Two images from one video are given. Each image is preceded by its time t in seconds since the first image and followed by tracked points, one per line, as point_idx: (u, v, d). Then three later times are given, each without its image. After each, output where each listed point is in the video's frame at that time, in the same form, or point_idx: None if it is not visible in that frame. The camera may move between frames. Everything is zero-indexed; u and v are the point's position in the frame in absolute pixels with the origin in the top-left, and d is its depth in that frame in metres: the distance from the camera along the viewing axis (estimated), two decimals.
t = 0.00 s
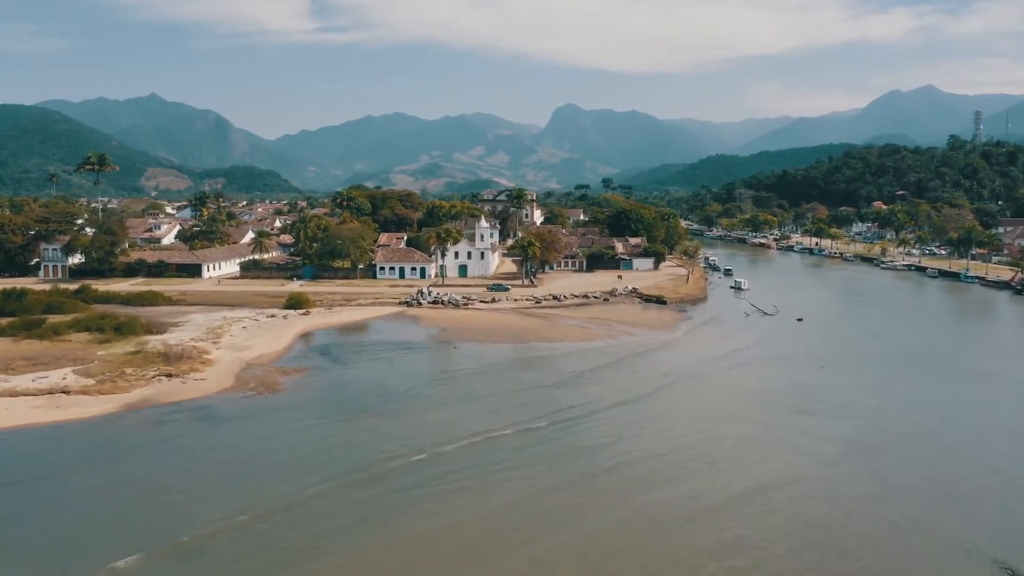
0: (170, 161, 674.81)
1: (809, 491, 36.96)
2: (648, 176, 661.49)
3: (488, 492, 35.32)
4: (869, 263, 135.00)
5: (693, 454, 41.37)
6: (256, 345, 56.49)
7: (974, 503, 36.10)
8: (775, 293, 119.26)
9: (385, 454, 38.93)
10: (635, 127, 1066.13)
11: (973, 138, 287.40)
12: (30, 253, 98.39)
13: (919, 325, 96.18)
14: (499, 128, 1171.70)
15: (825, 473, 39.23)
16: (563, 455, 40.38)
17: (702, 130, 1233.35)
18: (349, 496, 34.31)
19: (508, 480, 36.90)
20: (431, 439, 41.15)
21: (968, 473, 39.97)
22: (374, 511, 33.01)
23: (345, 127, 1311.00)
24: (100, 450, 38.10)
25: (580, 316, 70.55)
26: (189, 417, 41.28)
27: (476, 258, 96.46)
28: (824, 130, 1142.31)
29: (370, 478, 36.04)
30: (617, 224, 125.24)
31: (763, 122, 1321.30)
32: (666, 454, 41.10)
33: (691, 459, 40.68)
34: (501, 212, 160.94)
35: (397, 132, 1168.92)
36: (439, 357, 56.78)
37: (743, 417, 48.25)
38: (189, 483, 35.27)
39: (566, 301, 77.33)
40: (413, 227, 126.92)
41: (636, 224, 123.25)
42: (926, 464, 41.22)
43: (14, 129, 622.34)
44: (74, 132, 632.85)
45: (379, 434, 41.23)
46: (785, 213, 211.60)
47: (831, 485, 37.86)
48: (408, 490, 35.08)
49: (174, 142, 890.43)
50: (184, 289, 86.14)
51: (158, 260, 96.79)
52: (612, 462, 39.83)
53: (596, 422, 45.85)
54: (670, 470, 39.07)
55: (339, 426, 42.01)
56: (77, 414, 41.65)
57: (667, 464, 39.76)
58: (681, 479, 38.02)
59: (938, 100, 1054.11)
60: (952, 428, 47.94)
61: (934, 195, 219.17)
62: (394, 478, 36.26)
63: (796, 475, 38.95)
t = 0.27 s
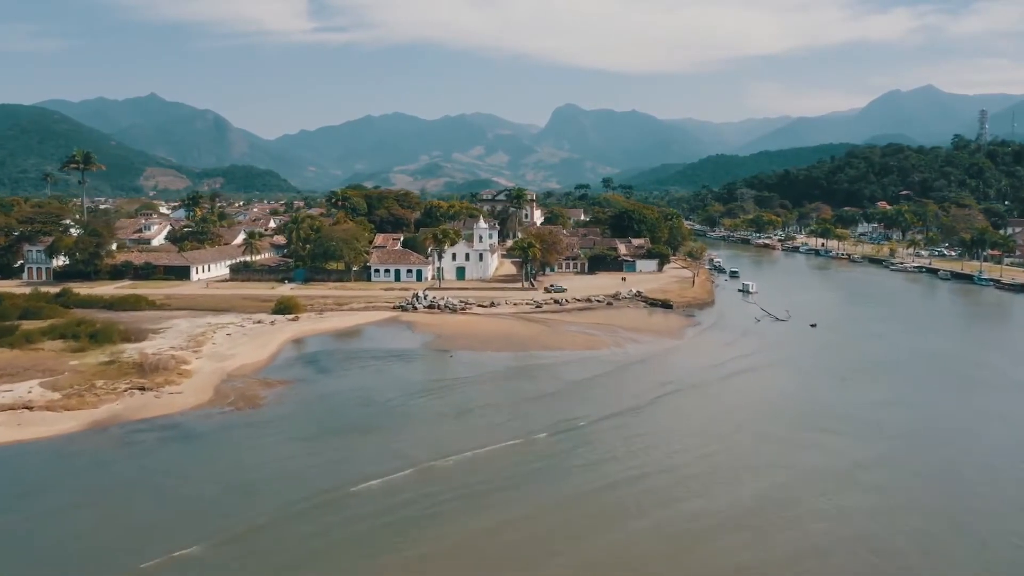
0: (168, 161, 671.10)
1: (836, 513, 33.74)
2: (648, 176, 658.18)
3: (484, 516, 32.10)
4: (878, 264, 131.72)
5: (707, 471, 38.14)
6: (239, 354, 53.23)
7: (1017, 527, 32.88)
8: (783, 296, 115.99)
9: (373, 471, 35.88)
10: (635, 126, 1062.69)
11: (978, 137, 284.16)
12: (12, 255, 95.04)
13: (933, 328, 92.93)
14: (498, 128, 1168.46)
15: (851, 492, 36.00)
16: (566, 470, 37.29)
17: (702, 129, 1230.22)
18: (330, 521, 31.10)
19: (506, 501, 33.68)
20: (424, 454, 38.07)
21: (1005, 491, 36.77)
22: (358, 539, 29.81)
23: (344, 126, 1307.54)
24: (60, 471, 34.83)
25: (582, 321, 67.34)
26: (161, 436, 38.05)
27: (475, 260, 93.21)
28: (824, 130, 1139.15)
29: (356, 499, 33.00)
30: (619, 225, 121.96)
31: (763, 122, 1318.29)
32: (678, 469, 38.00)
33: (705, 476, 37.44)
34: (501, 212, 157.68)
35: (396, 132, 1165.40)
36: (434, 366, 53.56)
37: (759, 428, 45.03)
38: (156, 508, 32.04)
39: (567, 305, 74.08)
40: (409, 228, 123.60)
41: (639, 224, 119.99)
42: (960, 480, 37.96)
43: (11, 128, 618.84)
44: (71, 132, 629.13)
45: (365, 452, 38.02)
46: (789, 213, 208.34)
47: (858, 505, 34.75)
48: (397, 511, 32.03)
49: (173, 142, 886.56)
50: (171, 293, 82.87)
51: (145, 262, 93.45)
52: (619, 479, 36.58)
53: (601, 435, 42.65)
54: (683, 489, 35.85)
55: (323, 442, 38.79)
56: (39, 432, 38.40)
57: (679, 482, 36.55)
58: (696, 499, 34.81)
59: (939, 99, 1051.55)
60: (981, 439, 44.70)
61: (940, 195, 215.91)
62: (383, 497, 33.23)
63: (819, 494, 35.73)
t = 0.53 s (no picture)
0: (166, 161, 667.50)
1: (872, 540, 30.27)
2: (648, 175, 655.08)
3: (480, 545, 28.61)
4: (888, 266, 128.31)
5: (725, 489, 34.68)
6: (220, 364, 49.83)
7: None
8: (791, 298, 112.52)
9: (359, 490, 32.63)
10: (635, 126, 1059.70)
11: (983, 136, 280.83)
12: None
13: (950, 332, 89.48)
14: (498, 128, 1165.27)
15: (886, 514, 32.50)
16: (572, 486, 34.07)
17: (702, 129, 1226.92)
18: (307, 552, 27.60)
19: (504, 526, 30.18)
20: (416, 472, 34.79)
21: None
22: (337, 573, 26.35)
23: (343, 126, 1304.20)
24: (10, 497, 31.35)
25: (585, 326, 64.02)
26: (125, 458, 34.58)
27: (472, 262, 89.89)
28: (824, 130, 1136.07)
29: (336, 524, 29.52)
30: (622, 226, 118.67)
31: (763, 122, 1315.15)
32: (693, 485, 34.71)
33: (724, 495, 33.98)
34: (500, 213, 154.30)
35: (395, 132, 1162.11)
36: (428, 376, 50.11)
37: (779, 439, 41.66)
38: (112, 539, 28.55)
39: (569, 309, 70.65)
40: (406, 229, 120.21)
41: (641, 225, 116.69)
42: (1002, 498, 34.50)
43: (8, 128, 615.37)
44: (69, 132, 625.61)
45: (349, 471, 34.53)
46: (793, 213, 205.06)
47: (896, 528, 31.41)
48: (382, 540, 28.55)
49: (172, 142, 882.83)
50: (156, 297, 79.49)
51: (130, 264, 90.01)
52: (629, 500, 33.15)
53: (608, 450, 39.19)
54: (701, 511, 32.37)
55: (304, 461, 35.33)
56: None
57: (695, 503, 33.07)
58: (715, 523, 31.34)
59: (939, 99, 1049.43)
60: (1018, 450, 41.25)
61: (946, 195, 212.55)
62: (370, 519, 29.95)
63: (852, 517, 32.25)
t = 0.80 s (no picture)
0: (165, 161, 663.79)
1: None
2: (649, 175, 652.03)
3: None
4: (898, 268, 124.80)
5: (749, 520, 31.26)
6: (199, 376, 46.39)
7: None
8: (800, 301, 109.10)
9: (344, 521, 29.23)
10: (635, 126, 1056.53)
11: (988, 135, 277.53)
12: None
13: (968, 337, 86.06)
14: (497, 128, 1161.90)
15: (929, 553, 29.15)
16: (581, 515, 30.59)
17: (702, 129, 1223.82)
18: None
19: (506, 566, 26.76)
20: (410, 499, 31.43)
21: None
22: None
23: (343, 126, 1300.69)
24: None
25: (590, 333, 60.57)
26: (84, 485, 31.14)
27: (471, 264, 86.44)
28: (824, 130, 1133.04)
29: (317, 563, 26.10)
30: (625, 227, 115.23)
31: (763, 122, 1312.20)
32: (716, 514, 31.31)
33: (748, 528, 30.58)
34: (499, 213, 150.95)
35: (395, 132, 1158.47)
36: (423, 387, 46.70)
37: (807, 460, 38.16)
38: None
39: (572, 315, 67.19)
40: (402, 230, 116.74)
41: (645, 226, 113.25)
42: None
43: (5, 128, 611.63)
44: (66, 132, 622.01)
45: (333, 498, 31.13)
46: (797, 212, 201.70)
47: (950, 570, 28.00)
48: None
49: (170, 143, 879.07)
50: (140, 301, 76.04)
51: (115, 267, 86.55)
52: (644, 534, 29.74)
53: (618, 473, 35.79)
54: (725, 547, 28.95)
55: (283, 487, 31.91)
56: None
57: (718, 536, 29.70)
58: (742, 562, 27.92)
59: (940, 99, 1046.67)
60: None
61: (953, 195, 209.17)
62: (357, 554, 26.49)
63: (892, 555, 28.86)
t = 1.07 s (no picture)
0: (162, 161, 659.63)
1: None
2: (649, 175, 649.19)
3: None
4: (909, 270, 121.56)
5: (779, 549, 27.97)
6: (175, 390, 43.04)
7: None
8: (810, 304, 105.74)
9: (326, 560, 25.82)
10: (635, 126, 1053.43)
11: (993, 134, 274.39)
12: None
13: (986, 342, 82.81)
14: (497, 128, 1158.50)
15: None
16: (592, 550, 27.29)
17: (702, 130, 1220.76)
18: None
19: None
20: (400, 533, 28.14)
21: None
22: None
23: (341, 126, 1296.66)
24: None
25: (595, 340, 57.18)
26: (37, 523, 27.86)
27: (469, 267, 83.09)
28: (825, 130, 1129.90)
29: None
30: (628, 227, 111.89)
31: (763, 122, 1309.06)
32: (744, 545, 27.99)
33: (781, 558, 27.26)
34: (499, 213, 147.73)
35: (394, 132, 1154.82)
36: (417, 399, 43.48)
37: (841, 478, 34.74)
38: None
39: (575, 320, 63.91)
40: (399, 231, 113.35)
41: (649, 227, 109.92)
42: None
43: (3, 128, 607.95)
44: (64, 131, 618.07)
45: (313, 535, 27.78)
46: (801, 213, 198.50)
47: None
48: None
49: (169, 143, 875.21)
50: (123, 306, 72.68)
51: (99, 270, 83.15)
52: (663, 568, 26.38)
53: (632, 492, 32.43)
54: None
55: (258, 523, 28.61)
56: None
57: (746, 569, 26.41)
58: None
59: (940, 99, 1043.80)
60: None
61: (960, 195, 206.11)
62: None
63: None
